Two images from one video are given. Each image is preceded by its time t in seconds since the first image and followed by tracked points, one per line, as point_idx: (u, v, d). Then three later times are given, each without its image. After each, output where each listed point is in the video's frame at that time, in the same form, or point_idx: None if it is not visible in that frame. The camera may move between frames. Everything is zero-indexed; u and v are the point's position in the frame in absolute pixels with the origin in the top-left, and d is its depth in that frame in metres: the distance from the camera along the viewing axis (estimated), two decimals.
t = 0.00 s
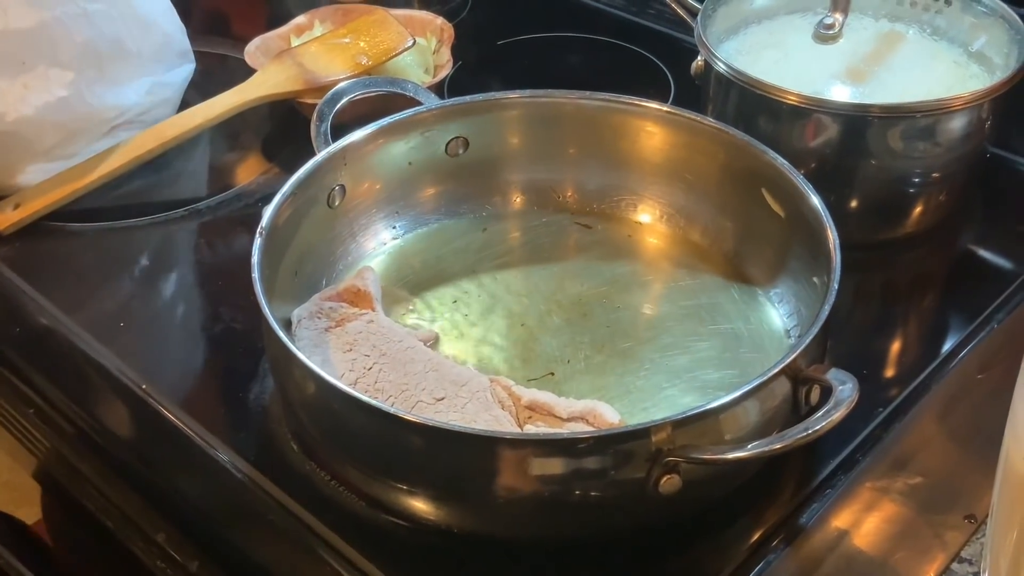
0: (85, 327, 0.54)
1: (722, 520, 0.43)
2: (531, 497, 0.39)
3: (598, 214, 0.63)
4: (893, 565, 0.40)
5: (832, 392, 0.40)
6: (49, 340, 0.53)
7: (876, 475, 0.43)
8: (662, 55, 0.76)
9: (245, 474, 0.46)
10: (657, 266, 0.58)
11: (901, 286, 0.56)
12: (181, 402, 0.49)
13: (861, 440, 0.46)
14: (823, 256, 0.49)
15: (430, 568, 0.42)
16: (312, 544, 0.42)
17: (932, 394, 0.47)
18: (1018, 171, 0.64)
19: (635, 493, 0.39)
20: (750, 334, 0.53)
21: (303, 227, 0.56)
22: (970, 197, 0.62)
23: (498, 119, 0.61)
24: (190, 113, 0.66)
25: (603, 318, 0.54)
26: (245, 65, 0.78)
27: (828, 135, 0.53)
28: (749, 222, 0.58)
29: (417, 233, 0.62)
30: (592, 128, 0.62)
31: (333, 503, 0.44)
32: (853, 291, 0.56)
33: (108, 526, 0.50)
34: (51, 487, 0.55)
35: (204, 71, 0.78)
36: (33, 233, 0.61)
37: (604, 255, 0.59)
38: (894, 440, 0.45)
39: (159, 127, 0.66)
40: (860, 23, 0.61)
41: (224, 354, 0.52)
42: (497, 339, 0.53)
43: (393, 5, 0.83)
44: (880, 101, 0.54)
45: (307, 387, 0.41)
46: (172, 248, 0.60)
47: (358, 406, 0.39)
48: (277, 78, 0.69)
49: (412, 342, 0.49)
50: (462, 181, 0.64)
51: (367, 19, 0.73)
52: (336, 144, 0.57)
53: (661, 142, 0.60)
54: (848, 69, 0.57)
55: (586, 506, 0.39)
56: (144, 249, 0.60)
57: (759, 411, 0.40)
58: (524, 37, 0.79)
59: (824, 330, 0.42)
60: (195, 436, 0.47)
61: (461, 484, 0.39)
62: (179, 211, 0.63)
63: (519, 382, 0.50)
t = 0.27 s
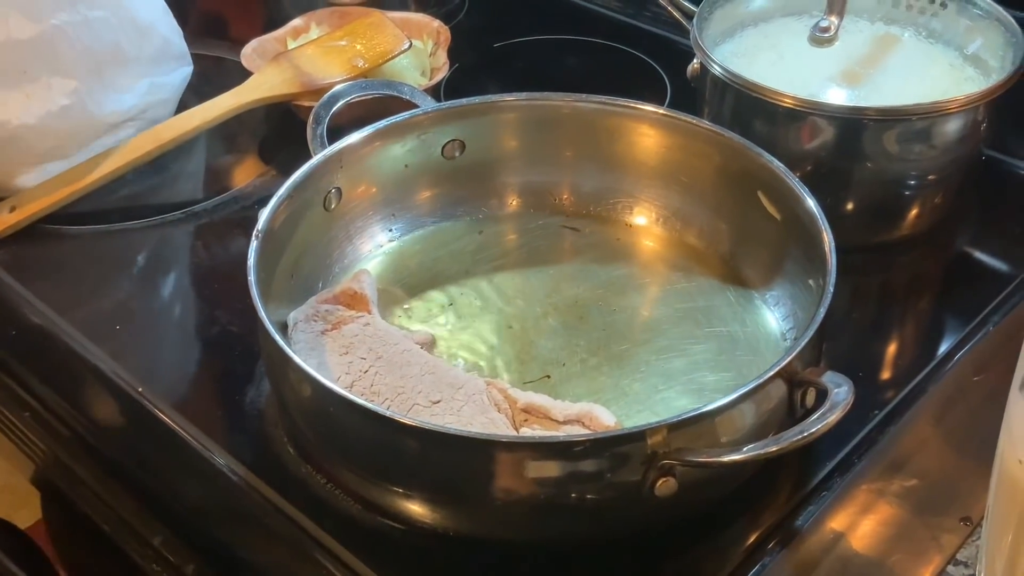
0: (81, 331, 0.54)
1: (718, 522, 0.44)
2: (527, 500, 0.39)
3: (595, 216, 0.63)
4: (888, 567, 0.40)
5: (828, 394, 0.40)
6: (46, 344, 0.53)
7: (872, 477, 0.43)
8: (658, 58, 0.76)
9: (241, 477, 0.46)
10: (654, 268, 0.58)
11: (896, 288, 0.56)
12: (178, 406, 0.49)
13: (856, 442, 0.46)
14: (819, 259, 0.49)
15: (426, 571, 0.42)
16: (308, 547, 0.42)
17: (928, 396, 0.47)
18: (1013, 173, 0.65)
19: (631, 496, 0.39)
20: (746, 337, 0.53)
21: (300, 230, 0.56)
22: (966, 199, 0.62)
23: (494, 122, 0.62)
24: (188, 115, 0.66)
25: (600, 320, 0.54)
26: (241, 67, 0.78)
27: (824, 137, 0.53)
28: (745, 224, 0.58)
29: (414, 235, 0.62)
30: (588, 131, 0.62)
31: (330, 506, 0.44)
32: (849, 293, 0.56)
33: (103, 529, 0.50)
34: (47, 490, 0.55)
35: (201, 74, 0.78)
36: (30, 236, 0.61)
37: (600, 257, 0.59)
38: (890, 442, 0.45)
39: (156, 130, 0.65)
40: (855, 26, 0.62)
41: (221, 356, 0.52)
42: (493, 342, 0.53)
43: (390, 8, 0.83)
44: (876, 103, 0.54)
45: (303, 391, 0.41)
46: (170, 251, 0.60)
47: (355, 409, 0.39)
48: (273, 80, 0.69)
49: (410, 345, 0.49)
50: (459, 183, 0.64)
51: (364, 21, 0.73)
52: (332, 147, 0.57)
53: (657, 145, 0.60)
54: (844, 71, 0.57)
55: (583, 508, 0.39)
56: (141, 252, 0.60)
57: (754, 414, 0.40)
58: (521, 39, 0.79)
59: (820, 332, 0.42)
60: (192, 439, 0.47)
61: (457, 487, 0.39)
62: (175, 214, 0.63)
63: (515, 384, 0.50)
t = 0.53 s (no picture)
0: (74, 332, 0.54)
1: (713, 525, 0.43)
2: (522, 503, 0.39)
3: (590, 218, 0.63)
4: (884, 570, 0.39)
5: (823, 397, 0.40)
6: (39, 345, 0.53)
7: (868, 479, 0.43)
8: (655, 59, 0.76)
9: (235, 480, 0.45)
10: (649, 270, 0.58)
11: (892, 290, 0.56)
12: (171, 408, 0.49)
13: (852, 445, 0.45)
14: (814, 261, 0.49)
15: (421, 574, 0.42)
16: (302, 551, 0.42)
17: (924, 398, 0.47)
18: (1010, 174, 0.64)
19: (626, 499, 0.39)
20: (742, 339, 0.53)
21: (294, 232, 0.56)
22: (963, 201, 0.62)
23: (489, 124, 0.61)
24: (183, 117, 0.66)
25: (595, 323, 0.54)
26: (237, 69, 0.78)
27: (819, 139, 0.53)
28: (741, 226, 0.58)
29: (409, 237, 0.62)
30: (583, 132, 0.62)
31: (324, 509, 0.44)
32: (845, 295, 0.56)
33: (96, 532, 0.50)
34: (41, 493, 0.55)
35: (196, 75, 0.78)
36: (24, 237, 0.61)
37: (596, 259, 0.59)
38: (886, 444, 0.45)
39: (149, 132, 0.65)
40: (851, 27, 0.62)
41: (216, 359, 0.52)
42: (488, 345, 0.52)
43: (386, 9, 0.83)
44: (871, 105, 0.54)
45: (297, 393, 0.41)
46: (164, 252, 0.60)
47: (348, 412, 0.39)
48: (268, 82, 0.69)
49: (405, 348, 0.49)
50: (454, 185, 0.64)
51: (359, 22, 0.73)
52: (327, 149, 0.56)
53: (652, 146, 0.60)
54: (839, 73, 0.57)
55: (578, 512, 0.39)
56: (135, 253, 0.60)
57: (750, 416, 0.39)
58: (516, 41, 0.79)
59: (816, 334, 0.42)
60: (185, 443, 0.47)
61: (452, 490, 0.39)
62: (170, 215, 0.63)
63: (511, 387, 0.50)
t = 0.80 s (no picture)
0: (68, 335, 0.54)
1: (709, 528, 0.43)
2: (517, 506, 0.38)
3: (586, 220, 0.63)
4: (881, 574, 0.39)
5: (819, 400, 0.40)
6: (33, 348, 0.52)
7: (864, 482, 0.43)
8: (651, 61, 0.76)
9: (229, 483, 0.45)
10: (645, 272, 0.58)
11: (889, 291, 0.56)
12: (165, 411, 0.49)
13: (849, 447, 0.45)
14: (810, 263, 0.49)
15: None
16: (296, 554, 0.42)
17: (921, 400, 0.47)
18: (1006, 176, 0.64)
19: (622, 502, 0.39)
20: (738, 342, 0.53)
21: (288, 234, 0.56)
22: (959, 203, 0.62)
23: (485, 125, 0.61)
24: (178, 119, 0.66)
25: (591, 325, 0.54)
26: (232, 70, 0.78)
27: (816, 140, 0.53)
28: (737, 228, 0.58)
29: (404, 239, 0.62)
30: (579, 134, 0.62)
31: (319, 513, 0.44)
32: (841, 297, 0.56)
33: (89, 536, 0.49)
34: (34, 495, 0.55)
35: (191, 77, 0.78)
36: (18, 240, 0.60)
37: (592, 261, 0.59)
38: (883, 447, 0.45)
39: (144, 133, 0.64)
40: (847, 28, 0.61)
41: (211, 361, 0.52)
42: (484, 347, 0.52)
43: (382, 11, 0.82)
44: (867, 106, 0.54)
45: (291, 396, 0.41)
46: (159, 254, 0.59)
47: (342, 415, 0.39)
48: (263, 83, 0.68)
49: (399, 350, 0.49)
50: (450, 187, 0.64)
51: (354, 24, 0.73)
52: (322, 151, 0.56)
53: (648, 148, 0.60)
54: (835, 74, 0.57)
55: (573, 515, 0.39)
56: (130, 255, 0.60)
57: (746, 419, 0.39)
58: (513, 42, 0.79)
59: (811, 337, 0.42)
60: (179, 446, 0.47)
61: (446, 493, 0.39)
62: (164, 217, 0.62)
63: (506, 389, 0.49)
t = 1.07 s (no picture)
0: (66, 336, 0.54)
1: (707, 529, 0.43)
2: (515, 507, 0.38)
3: (583, 220, 0.62)
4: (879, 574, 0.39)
5: (817, 400, 0.40)
6: (29, 349, 0.52)
7: (862, 483, 0.43)
8: (649, 61, 0.76)
9: (226, 485, 0.45)
10: (643, 273, 0.58)
11: (887, 292, 0.56)
12: (162, 412, 0.49)
13: (847, 448, 0.45)
14: (808, 263, 0.49)
15: None
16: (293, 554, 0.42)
17: (919, 400, 0.47)
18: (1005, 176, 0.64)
19: (620, 503, 0.39)
20: (736, 342, 0.53)
21: (285, 234, 0.56)
22: (957, 203, 0.62)
23: (483, 126, 0.61)
24: (176, 119, 0.65)
25: (589, 325, 0.54)
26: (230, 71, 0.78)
27: (814, 141, 0.53)
28: (735, 228, 0.58)
29: (402, 239, 0.62)
30: (576, 134, 0.62)
31: (316, 514, 0.44)
32: (839, 297, 0.56)
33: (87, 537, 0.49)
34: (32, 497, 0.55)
35: (189, 78, 0.78)
36: (15, 240, 0.60)
37: (589, 262, 0.59)
38: (881, 447, 0.45)
39: (143, 134, 0.64)
40: (845, 29, 0.61)
41: (207, 362, 0.52)
42: (481, 348, 0.52)
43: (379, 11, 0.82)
44: (866, 107, 0.53)
45: (288, 397, 0.41)
46: (156, 255, 0.59)
47: (339, 416, 0.39)
48: (261, 84, 0.68)
49: (395, 350, 0.48)
50: (447, 188, 0.64)
51: (352, 24, 0.73)
52: (319, 151, 0.56)
53: (646, 148, 0.60)
54: (833, 74, 0.57)
55: (571, 516, 0.39)
56: (127, 256, 0.59)
57: (744, 419, 0.39)
58: (510, 43, 0.79)
59: (809, 337, 0.42)
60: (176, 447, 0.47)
61: (443, 494, 0.39)
62: (162, 218, 0.62)
63: (504, 390, 0.49)
